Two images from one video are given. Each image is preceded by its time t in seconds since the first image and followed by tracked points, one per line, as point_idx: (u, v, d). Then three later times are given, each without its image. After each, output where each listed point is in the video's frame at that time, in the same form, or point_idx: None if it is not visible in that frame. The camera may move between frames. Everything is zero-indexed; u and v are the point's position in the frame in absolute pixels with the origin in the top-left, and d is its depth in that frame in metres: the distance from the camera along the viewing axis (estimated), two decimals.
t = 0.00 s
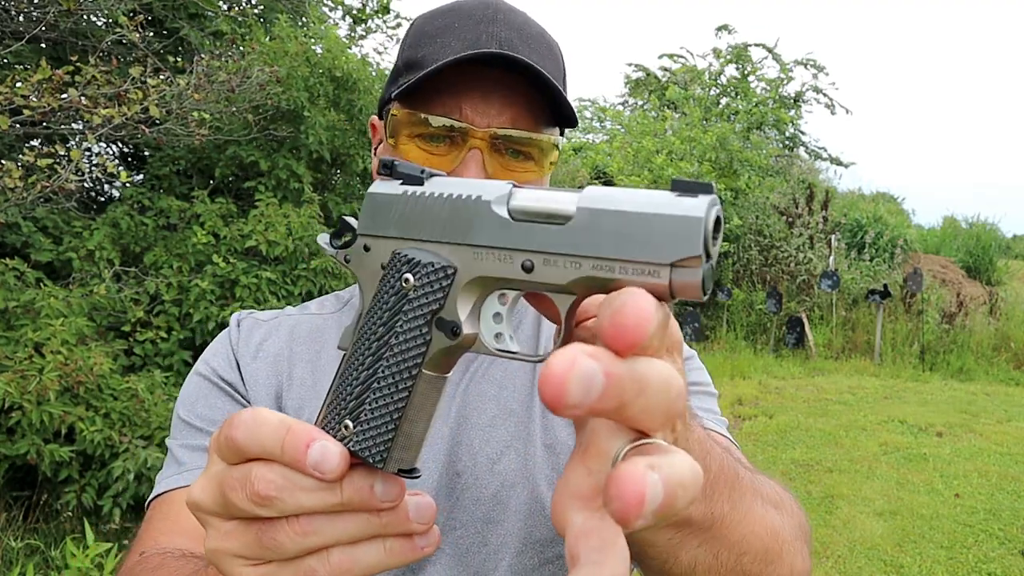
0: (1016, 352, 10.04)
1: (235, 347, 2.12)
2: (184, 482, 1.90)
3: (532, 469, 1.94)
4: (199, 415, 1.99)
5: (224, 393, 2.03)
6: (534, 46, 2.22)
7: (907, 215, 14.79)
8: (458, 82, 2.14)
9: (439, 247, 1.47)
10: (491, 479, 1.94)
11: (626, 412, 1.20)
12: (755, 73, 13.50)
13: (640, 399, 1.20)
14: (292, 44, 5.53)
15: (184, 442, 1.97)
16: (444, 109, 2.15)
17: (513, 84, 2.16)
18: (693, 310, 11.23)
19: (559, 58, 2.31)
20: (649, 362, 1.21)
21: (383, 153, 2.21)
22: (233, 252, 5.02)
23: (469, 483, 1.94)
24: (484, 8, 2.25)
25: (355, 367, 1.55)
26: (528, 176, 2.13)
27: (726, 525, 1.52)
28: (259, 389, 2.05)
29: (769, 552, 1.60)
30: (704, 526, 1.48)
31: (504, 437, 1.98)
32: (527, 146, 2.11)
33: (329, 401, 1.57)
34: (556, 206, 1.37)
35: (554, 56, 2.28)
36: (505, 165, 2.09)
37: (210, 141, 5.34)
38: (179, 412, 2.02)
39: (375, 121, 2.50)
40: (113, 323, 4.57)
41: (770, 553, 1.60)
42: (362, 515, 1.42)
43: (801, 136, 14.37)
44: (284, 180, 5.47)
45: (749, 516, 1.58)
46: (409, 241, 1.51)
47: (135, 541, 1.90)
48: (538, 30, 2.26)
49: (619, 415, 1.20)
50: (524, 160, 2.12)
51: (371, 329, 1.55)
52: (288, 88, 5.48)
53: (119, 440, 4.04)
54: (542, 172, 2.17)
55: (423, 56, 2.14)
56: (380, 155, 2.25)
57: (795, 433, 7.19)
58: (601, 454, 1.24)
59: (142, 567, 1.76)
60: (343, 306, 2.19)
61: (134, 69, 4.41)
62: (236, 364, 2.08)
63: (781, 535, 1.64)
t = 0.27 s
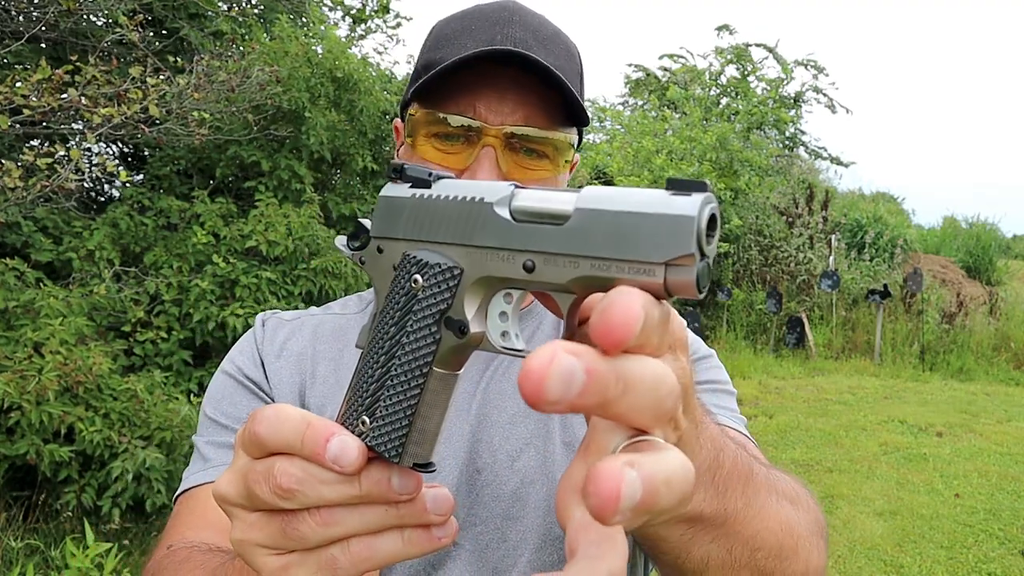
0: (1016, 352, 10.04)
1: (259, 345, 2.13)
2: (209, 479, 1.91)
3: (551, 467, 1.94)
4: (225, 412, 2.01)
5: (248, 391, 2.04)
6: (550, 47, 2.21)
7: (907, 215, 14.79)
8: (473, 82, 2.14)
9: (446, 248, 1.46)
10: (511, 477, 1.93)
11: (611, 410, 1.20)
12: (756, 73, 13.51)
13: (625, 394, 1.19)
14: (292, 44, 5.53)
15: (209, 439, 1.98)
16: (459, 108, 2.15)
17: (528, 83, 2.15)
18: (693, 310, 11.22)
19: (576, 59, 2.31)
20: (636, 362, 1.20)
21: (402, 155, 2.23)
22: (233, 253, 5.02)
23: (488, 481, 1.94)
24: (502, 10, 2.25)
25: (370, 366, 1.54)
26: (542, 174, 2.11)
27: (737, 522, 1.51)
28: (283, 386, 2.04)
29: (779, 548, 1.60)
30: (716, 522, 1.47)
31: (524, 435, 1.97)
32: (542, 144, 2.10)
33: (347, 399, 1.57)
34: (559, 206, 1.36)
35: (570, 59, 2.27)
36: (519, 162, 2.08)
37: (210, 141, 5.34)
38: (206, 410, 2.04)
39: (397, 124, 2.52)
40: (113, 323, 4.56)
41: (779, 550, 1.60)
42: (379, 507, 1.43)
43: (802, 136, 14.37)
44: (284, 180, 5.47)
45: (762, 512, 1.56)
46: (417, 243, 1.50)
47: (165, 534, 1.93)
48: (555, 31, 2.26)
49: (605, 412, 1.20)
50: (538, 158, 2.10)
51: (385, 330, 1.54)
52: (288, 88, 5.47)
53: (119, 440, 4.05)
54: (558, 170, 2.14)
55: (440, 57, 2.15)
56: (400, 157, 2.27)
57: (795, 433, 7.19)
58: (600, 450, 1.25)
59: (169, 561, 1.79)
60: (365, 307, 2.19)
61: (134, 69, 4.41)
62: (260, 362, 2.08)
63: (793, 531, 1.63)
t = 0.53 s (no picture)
0: (1015, 352, 10.04)
1: (276, 344, 2.14)
2: (223, 476, 1.91)
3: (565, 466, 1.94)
4: (240, 410, 2.01)
5: (264, 389, 2.04)
6: (561, 49, 2.20)
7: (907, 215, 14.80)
8: (484, 83, 2.14)
9: (454, 256, 1.45)
10: (524, 476, 1.93)
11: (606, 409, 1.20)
12: (756, 73, 13.51)
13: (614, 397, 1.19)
14: (292, 44, 5.52)
15: (225, 436, 1.98)
16: (470, 109, 2.15)
17: (538, 84, 2.14)
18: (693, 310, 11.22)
19: (589, 60, 2.29)
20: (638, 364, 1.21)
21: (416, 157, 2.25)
22: (233, 253, 5.03)
23: (501, 479, 1.94)
24: (514, 12, 2.25)
25: (377, 375, 1.53)
26: (552, 174, 2.10)
27: (733, 524, 1.50)
28: (298, 385, 2.04)
29: (776, 552, 1.59)
30: (711, 524, 1.47)
31: (537, 435, 1.97)
32: (552, 144, 2.09)
33: (352, 407, 1.55)
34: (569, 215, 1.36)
35: (582, 61, 2.25)
36: (529, 162, 2.08)
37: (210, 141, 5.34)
38: (222, 407, 2.04)
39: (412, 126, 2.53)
40: (113, 323, 4.56)
41: (776, 553, 1.59)
42: (385, 515, 1.42)
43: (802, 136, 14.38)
44: (284, 180, 5.48)
45: (758, 515, 1.56)
46: (424, 251, 1.49)
47: (179, 530, 1.92)
48: (567, 32, 2.25)
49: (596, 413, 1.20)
50: (549, 157, 2.09)
51: (391, 340, 1.52)
52: (289, 88, 5.47)
53: (119, 440, 4.05)
54: (569, 170, 2.13)
55: (451, 58, 2.16)
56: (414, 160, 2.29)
57: (795, 433, 7.19)
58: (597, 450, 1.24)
59: (181, 556, 1.78)
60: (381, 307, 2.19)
61: (135, 69, 4.41)
62: (276, 361, 2.09)
63: (790, 535, 1.62)
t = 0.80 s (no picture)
0: (1015, 352, 10.04)
1: (280, 344, 2.14)
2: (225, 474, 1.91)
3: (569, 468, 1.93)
4: (243, 408, 2.01)
5: (267, 388, 2.04)
6: (567, 50, 2.19)
7: (907, 215, 14.80)
8: (490, 85, 2.14)
9: (470, 273, 1.41)
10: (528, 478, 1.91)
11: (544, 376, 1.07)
12: (756, 73, 13.52)
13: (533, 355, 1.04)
14: (292, 44, 5.52)
15: (227, 434, 1.99)
16: (476, 110, 2.15)
17: (544, 85, 2.13)
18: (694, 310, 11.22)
19: (595, 62, 2.29)
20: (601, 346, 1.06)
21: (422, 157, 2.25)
22: (233, 252, 5.03)
23: (505, 480, 1.92)
24: (521, 14, 2.25)
25: (383, 390, 1.45)
26: (557, 175, 2.10)
27: (704, 535, 1.40)
28: (302, 384, 2.04)
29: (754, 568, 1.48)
30: (680, 536, 1.36)
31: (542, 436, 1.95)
32: (557, 146, 2.09)
33: (358, 419, 1.48)
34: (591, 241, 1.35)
35: (588, 62, 2.25)
36: (535, 163, 2.08)
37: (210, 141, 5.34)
38: (225, 405, 2.05)
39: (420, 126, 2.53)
40: (113, 323, 4.56)
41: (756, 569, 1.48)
42: (381, 523, 1.30)
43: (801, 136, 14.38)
44: (284, 180, 5.48)
45: (736, 528, 1.45)
46: (437, 267, 1.44)
47: (179, 527, 1.92)
48: (573, 34, 2.25)
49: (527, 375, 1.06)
50: (553, 158, 2.09)
51: (401, 353, 1.45)
52: (289, 88, 5.47)
53: (118, 441, 4.05)
54: (574, 171, 2.13)
55: (458, 59, 2.16)
56: (421, 160, 2.29)
57: (795, 433, 7.19)
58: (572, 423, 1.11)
59: (180, 553, 1.78)
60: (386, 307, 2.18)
61: (135, 69, 4.41)
62: (280, 360, 2.09)
63: (774, 552, 1.51)
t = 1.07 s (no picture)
0: (1015, 352, 10.03)
1: (277, 342, 2.14)
2: (221, 471, 1.90)
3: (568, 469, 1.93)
4: (239, 406, 2.01)
5: (264, 385, 2.05)
6: (570, 51, 2.19)
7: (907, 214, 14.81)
8: (492, 85, 2.12)
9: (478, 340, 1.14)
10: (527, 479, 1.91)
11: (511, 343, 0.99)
12: (756, 73, 13.52)
13: (502, 317, 0.98)
14: (292, 44, 5.51)
15: (223, 431, 1.99)
16: (477, 110, 2.13)
17: (546, 87, 2.12)
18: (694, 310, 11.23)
19: (598, 61, 2.29)
20: (579, 327, 0.99)
21: (423, 156, 2.26)
22: (233, 253, 5.03)
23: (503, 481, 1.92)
24: (524, 13, 2.24)
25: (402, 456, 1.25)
26: (559, 178, 2.08)
27: (672, 542, 1.38)
28: (300, 383, 2.05)
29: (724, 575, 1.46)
30: (645, 542, 1.35)
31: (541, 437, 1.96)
32: (560, 149, 2.07)
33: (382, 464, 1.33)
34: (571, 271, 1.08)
35: (591, 63, 2.24)
36: (536, 166, 2.06)
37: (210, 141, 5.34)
38: (220, 403, 2.05)
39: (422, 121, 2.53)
40: (113, 323, 4.56)
41: None
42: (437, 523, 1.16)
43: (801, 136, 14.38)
44: (284, 180, 5.48)
45: (707, 534, 1.43)
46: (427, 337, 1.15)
47: (175, 523, 1.88)
48: (576, 34, 2.25)
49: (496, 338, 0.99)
50: (555, 161, 2.07)
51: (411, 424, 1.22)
52: (288, 88, 5.46)
53: (119, 441, 4.05)
54: (577, 173, 2.11)
55: (460, 59, 2.16)
56: (422, 157, 2.30)
57: (795, 433, 7.19)
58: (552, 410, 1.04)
59: (175, 549, 1.73)
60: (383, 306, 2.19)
61: (135, 69, 4.41)
62: (277, 359, 2.10)
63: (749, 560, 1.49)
